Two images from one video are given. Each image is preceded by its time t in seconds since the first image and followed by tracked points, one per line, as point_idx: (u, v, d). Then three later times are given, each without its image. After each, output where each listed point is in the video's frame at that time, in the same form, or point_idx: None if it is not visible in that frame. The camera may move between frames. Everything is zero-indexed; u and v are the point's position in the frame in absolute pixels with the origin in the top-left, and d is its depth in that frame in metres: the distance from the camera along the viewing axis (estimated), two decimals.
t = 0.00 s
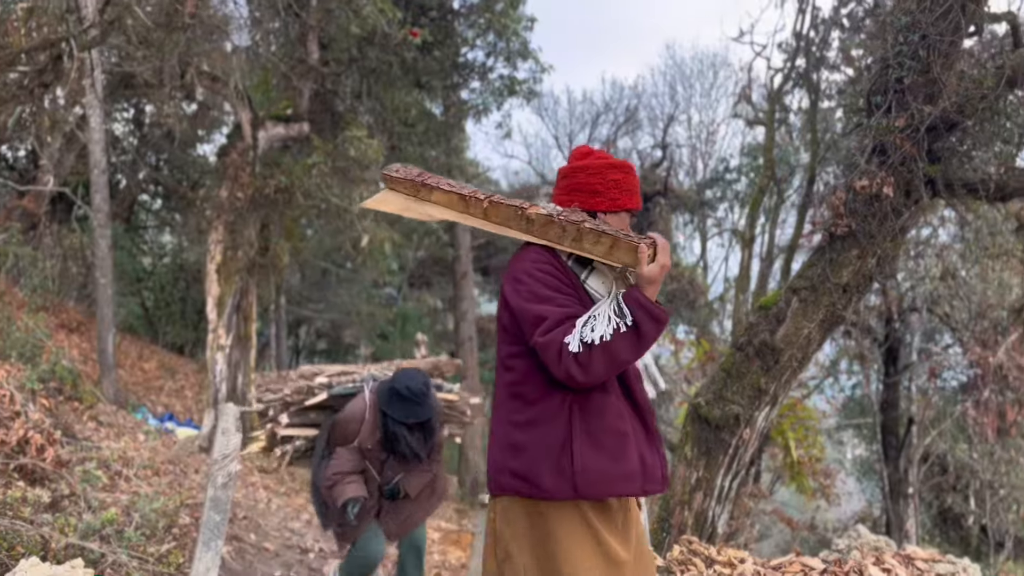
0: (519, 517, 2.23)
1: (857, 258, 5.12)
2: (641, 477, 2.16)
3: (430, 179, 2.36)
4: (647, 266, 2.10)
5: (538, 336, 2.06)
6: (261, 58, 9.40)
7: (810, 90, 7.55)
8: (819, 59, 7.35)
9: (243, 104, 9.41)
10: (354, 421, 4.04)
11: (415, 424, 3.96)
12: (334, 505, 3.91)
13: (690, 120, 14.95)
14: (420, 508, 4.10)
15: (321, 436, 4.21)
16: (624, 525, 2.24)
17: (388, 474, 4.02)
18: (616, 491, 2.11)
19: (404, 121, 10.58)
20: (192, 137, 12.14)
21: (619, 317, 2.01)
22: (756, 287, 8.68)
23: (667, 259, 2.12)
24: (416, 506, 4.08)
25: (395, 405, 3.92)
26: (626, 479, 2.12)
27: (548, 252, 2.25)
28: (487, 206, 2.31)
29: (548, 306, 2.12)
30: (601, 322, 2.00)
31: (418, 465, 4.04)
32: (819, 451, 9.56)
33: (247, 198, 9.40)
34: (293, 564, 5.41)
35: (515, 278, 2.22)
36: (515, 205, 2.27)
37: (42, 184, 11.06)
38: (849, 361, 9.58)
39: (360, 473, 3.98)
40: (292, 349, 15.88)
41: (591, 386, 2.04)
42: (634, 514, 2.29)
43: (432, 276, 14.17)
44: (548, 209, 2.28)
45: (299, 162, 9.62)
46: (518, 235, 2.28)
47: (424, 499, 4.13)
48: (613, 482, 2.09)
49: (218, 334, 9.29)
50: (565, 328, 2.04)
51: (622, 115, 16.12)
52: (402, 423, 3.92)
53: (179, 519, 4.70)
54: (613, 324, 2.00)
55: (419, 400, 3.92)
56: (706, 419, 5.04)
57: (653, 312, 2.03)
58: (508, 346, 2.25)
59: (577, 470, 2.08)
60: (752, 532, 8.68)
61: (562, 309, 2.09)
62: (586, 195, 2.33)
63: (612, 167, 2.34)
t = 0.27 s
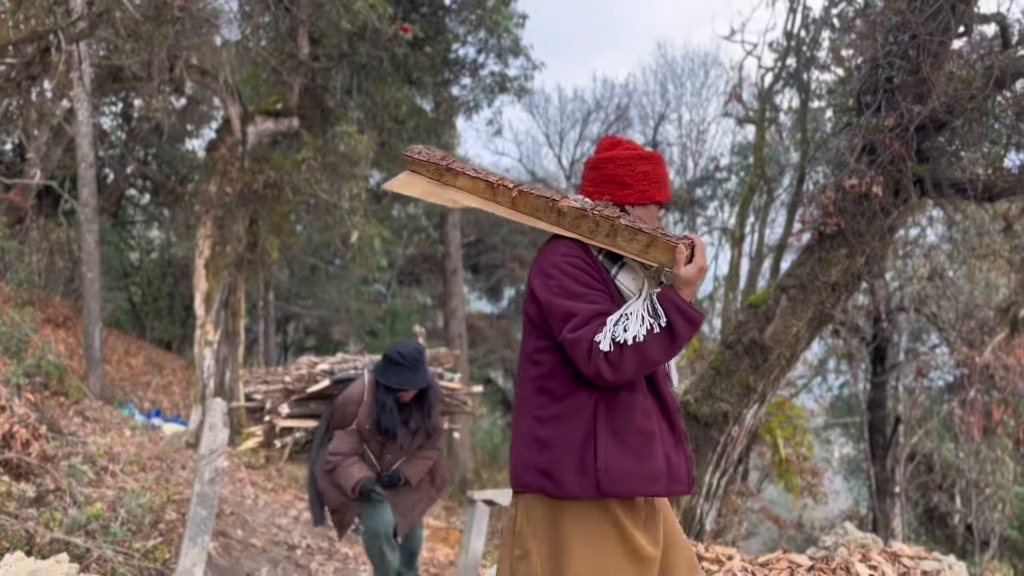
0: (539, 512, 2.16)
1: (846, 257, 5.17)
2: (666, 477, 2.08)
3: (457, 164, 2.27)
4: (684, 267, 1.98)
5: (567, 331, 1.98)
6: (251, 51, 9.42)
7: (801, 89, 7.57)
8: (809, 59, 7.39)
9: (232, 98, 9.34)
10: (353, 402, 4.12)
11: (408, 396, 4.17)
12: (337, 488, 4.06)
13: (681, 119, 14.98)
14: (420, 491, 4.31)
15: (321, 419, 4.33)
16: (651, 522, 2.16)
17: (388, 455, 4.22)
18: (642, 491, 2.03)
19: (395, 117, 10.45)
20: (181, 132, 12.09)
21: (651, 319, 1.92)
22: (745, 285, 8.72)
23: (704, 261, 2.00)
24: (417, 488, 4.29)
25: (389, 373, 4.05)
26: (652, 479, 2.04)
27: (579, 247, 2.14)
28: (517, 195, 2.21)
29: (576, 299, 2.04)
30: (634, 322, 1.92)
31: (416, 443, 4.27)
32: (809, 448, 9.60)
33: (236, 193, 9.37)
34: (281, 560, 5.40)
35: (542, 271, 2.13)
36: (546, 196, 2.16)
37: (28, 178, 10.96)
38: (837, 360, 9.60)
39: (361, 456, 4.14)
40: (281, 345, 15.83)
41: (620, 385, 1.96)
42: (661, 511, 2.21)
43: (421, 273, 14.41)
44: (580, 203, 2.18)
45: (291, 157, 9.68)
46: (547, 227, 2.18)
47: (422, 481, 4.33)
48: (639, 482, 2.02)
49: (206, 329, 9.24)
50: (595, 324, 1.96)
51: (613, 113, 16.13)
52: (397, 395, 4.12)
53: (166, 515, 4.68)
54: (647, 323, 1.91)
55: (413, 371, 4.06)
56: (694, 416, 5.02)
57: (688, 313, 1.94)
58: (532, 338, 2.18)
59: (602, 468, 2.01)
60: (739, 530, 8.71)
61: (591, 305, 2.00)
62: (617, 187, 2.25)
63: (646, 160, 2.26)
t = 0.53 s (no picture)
0: (576, 509, 2.14)
1: (840, 257, 5.21)
2: (699, 471, 2.07)
3: (503, 158, 2.28)
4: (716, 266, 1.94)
5: (600, 325, 1.98)
6: (248, 48, 9.39)
7: (797, 89, 7.57)
8: (806, 59, 7.40)
9: (229, 94, 9.29)
10: (350, 384, 4.09)
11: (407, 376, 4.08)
12: (338, 475, 3.99)
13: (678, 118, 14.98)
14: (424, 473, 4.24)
15: (319, 402, 4.28)
16: (685, 526, 2.16)
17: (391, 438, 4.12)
18: (674, 486, 2.02)
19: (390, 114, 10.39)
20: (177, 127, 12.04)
21: (684, 314, 1.89)
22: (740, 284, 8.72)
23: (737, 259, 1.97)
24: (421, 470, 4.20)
25: (384, 353, 3.96)
26: (683, 474, 2.03)
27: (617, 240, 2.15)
28: (560, 190, 2.20)
29: (612, 293, 2.03)
30: (666, 316, 1.89)
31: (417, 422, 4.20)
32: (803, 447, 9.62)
33: (232, 189, 9.33)
34: (274, 557, 5.40)
35: (580, 265, 2.13)
36: (587, 192, 2.17)
37: (23, 172, 10.90)
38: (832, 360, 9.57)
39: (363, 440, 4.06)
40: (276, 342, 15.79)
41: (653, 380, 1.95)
42: (697, 516, 2.20)
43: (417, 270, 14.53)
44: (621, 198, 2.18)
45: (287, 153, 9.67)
46: (589, 222, 2.18)
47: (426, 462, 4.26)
48: (671, 476, 2.01)
49: (201, 325, 9.20)
50: (629, 318, 1.95)
51: (610, 112, 16.13)
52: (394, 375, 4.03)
53: (160, 511, 4.67)
54: (679, 319, 1.88)
55: (409, 349, 3.97)
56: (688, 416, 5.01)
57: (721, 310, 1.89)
58: (570, 331, 2.18)
59: (636, 462, 2.01)
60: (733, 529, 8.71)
61: (626, 299, 2.00)
62: (656, 184, 2.25)
63: (692, 159, 2.25)
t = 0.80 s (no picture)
0: (622, 488, 2.19)
1: (840, 257, 5.44)
2: (735, 455, 2.09)
3: (564, 149, 2.37)
4: (744, 248, 1.95)
5: (634, 308, 2.03)
6: (250, 44, 9.37)
7: (799, 89, 7.55)
8: (807, 59, 7.42)
9: (230, 90, 9.27)
10: (350, 366, 4.07)
11: (409, 355, 3.95)
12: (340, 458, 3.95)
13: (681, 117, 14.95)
14: (431, 460, 4.14)
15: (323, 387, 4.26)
16: (724, 519, 2.22)
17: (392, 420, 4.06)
18: (708, 469, 2.05)
19: (392, 111, 10.51)
20: (179, 123, 12.05)
21: (713, 297, 1.91)
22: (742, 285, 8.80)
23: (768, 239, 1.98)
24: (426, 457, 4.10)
25: (383, 331, 3.87)
26: (718, 457, 2.06)
27: (658, 224, 2.18)
28: (608, 175, 2.26)
29: (649, 276, 2.07)
30: (694, 299, 1.92)
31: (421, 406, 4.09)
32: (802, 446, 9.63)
33: (233, 184, 9.33)
34: (273, 552, 5.41)
35: (621, 249, 2.18)
36: (631, 176, 2.21)
37: (25, 166, 10.89)
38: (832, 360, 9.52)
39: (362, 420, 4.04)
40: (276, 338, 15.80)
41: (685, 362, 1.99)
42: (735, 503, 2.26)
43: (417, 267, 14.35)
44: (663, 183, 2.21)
45: (288, 149, 9.67)
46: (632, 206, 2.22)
47: (432, 449, 4.15)
48: (706, 458, 2.05)
49: (201, 320, 9.21)
50: (661, 301, 1.99)
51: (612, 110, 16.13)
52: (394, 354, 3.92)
53: (159, 506, 4.68)
54: (706, 302, 1.90)
55: (409, 327, 3.86)
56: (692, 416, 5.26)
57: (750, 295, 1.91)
58: (613, 314, 2.23)
59: (672, 443, 2.05)
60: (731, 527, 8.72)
61: (660, 282, 2.04)
62: (701, 170, 2.28)
63: (736, 143, 2.26)
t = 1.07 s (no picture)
0: (668, 483, 2.17)
1: (846, 257, 5.42)
2: (760, 453, 2.06)
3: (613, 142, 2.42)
4: (760, 242, 1.92)
5: (658, 301, 2.06)
6: (258, 41, 9.39)
7: (807, 89, 7.52)
8: (815, 59, 7.40)
9: (237, 87, 9.28)
10: (360, 354, 3.85)
11: (418, 333, 3.71)
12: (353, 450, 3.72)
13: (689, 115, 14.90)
14: (446, 458, 3.80)
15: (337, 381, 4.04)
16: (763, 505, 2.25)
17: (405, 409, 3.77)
18: (731, 464, 2.04)
19: (399, 109, 10.55)
20: (187, 120, 12.09)
21: (731, 293, 1.90)
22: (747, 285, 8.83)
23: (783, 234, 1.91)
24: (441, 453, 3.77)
25: (389, 307, 3.67)
26: (743, 452, 2.03)
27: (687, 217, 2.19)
28: (645, 167, 2.21)
29: (674, 269, 2.08)
30: (714, 295, 1.92)
31: (433, 394, 3.80)
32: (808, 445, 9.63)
33: (240, 181, 9.34)
34: (278, 548, 5.44)
35: (652, 241, 2.19)
36: (664, 168, 2.17)
37: (33, 162, 10.93)
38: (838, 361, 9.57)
39: (374, 409, 3.77)
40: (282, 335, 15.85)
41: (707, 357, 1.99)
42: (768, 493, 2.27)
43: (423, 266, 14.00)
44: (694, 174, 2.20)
45: (295, 147, 9.69)
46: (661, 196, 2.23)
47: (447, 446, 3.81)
48: (728, 454, 2.03)
49: (208, 317, 9.25)
50: (682, 295, 2.01)
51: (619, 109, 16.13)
52: (402, 330, 3.68)
53: (165, 501, 4.71)
54: (724, 298, 1.90)
55: (416, 300, 3.66)
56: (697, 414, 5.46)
57: (768, 292, 1.90)
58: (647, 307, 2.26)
59: (692, 436, 2.04)
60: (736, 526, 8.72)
61: (683, 276, 2.05)
62: (733, 163, 2.28)
63: (769, 133, 2.24)
